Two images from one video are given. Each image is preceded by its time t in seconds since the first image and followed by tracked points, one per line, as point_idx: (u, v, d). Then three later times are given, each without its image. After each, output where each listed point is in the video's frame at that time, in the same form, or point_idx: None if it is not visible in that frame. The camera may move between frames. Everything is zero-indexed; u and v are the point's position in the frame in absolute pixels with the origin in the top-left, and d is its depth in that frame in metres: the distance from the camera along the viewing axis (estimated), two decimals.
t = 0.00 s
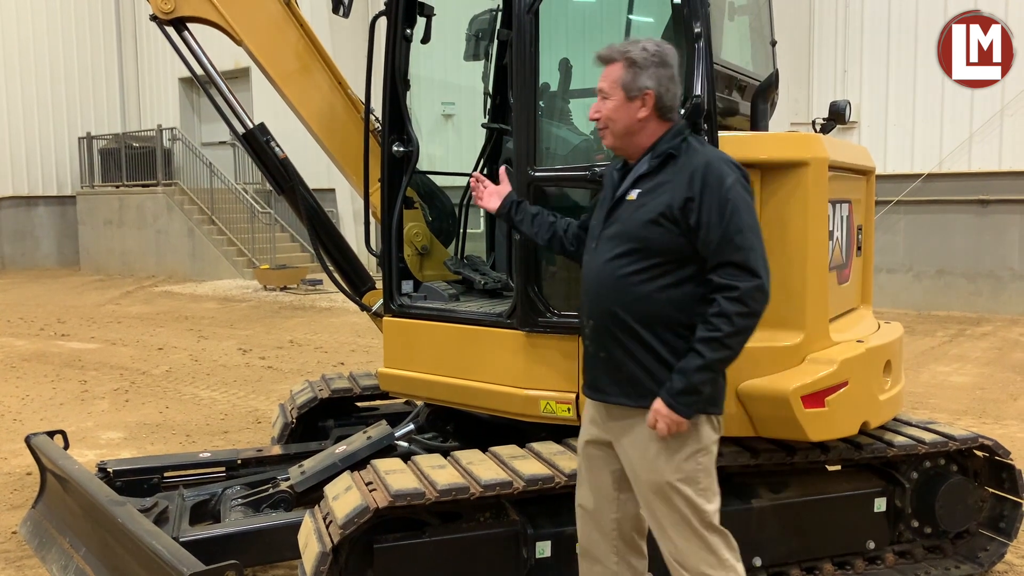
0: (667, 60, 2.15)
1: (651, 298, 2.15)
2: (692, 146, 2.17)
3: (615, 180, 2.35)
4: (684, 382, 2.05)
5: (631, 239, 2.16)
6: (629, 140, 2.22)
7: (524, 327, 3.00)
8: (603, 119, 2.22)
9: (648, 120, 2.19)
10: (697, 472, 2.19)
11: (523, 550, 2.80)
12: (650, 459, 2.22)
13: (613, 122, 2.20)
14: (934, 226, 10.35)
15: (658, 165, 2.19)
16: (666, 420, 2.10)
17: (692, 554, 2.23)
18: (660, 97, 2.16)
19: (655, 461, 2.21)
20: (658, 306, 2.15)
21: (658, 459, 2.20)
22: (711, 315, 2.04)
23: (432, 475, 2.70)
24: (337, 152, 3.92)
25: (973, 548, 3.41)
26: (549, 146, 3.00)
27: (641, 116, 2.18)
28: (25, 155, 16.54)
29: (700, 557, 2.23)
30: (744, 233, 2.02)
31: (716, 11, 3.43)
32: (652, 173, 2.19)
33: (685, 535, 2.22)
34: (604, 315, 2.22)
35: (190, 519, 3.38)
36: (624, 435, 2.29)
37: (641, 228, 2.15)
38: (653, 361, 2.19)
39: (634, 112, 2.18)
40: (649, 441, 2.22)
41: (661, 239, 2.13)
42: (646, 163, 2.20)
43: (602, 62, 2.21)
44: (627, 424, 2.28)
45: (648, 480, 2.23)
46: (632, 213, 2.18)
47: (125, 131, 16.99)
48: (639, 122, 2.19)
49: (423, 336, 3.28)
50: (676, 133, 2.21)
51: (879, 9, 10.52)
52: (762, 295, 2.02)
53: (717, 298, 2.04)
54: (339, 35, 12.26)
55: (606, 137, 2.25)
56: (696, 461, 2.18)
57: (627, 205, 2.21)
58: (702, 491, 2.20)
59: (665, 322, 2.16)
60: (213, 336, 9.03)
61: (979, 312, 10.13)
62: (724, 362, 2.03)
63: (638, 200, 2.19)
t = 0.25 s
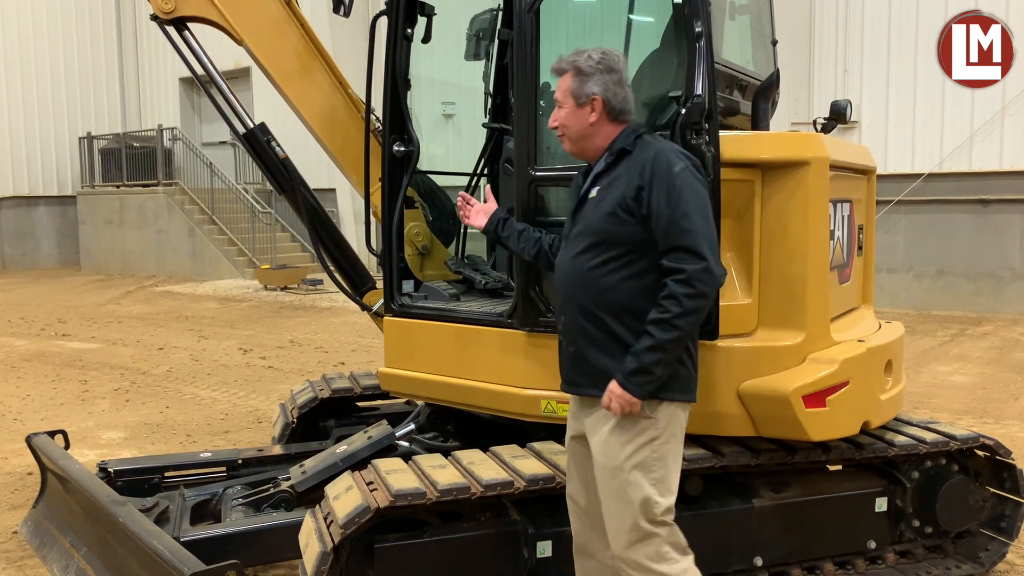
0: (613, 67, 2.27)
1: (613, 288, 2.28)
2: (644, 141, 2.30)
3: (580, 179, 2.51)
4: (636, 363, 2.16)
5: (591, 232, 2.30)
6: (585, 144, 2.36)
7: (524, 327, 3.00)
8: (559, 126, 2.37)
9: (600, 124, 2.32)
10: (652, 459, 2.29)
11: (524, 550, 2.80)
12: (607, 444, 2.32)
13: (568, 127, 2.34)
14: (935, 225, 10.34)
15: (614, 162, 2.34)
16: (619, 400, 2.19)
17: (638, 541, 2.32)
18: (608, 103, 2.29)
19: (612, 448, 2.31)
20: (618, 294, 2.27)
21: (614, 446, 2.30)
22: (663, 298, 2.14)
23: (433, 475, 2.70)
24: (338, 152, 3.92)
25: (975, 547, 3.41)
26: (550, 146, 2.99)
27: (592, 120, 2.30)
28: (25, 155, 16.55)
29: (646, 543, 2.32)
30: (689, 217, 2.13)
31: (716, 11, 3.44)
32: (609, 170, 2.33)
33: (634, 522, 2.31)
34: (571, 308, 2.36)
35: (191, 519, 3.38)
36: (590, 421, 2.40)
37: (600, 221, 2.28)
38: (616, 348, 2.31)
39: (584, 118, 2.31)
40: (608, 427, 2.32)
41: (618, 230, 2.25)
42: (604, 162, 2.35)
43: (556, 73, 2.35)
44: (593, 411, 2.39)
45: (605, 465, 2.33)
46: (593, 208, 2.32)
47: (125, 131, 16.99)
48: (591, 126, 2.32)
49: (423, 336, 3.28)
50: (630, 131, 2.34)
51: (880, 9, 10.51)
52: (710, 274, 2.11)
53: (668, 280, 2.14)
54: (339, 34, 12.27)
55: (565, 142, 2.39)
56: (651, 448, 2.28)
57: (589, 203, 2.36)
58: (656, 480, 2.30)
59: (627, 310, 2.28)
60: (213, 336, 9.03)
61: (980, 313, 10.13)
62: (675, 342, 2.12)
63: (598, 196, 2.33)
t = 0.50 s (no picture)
0: (577, 72, 2.29)
1: (581, 283, 2.32)
2: (613, 138, 2.33)
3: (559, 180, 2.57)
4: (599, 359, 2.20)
5: (560, 229, 2.36)
6: (558, 147, 2.42)
7: (525, 326, 2.99)
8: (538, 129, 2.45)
9: (570, 127, 2.37)
10: (625, 454, 2.34)
11: (525, 548, 2.80)
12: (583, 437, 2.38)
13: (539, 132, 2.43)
14: (937, 225, 10.33)
15: (584, 161, 2.39)
16: (584, 397, 2.24)
17: (606, 536, 2.38)
18: (571, 108, 2.32)
19: (584, 441, 2.37)
20: (584, 288, 2.32)
21: (586, 440, 2.37)
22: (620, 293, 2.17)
23: (433, 474, 2.70)
24: (339, 151, 3.92)
25: (976, 547, 3.41)
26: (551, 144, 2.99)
27: (559, 124, 2.36)
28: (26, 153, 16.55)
29: (615, 538, 2.37)
30: (641, 209, 2.16)
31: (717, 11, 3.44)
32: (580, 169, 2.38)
33: (603, 516, 2.37)
34: (546, 304, 2.41)
35: (192, 517, 3.39)
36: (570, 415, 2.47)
37: (567, 218, 2.34)
38: (587, 343, 2.35)
39: (553, 122, 2.38)
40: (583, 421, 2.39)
41: (584, 226, 2.30)
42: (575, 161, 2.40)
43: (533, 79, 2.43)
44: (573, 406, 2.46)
45: (579, 458, 2.40)
46: (564, 206, 2.38)
47: (127, 130, 17.00)
48: (560, 130, 2.38)
49: (423, 334, 3.28)
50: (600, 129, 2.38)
51: (881, 8, 10.50)
52: (660, 266, 2.12)
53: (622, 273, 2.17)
54: (341, 34, 12.28)
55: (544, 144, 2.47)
56: (624, 443, 2.33)
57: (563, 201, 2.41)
58: (629, 477, 2.35)
59: (597, 305, 2.32)
60: (214, 335, 9.03)
61: (982, 312, 10.11)
62: (633, 338, 2.15)
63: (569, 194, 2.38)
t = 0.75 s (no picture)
0: (575, 67, 2.28)
1: (561, 283, 2.32)
2: (602, 138, 2.32)
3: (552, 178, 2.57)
4: (572, 367, 2.19)
5: (544, 226, 2.37)
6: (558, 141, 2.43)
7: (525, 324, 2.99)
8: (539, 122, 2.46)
9: (568, 122, 2.37)
10: (601, 454, 2.34)
11: (525, 548, 2.80)
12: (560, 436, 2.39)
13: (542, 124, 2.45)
14: (939, 224, 10.32)
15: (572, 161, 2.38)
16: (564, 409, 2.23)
17: (583, 535, 2.38)
18: (568, 103, 2.32)
19: (562, 442, 2.38)
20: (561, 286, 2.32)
21: (563, 441, 2.38)
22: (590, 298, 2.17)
23: (434, 473, 2.70)
24: (339, 150, 3.92)
25: (977, 546, 3.41)
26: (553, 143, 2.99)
27: (556, 119, 2.37)
28: (28, 152, 16.55)
29: (591, 539, 2.38)
30: (612, 214, 2.16)
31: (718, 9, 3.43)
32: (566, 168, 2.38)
33: (579, 515, 2.37)
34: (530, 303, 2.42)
35: (192, 516, 3.38)
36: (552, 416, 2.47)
37: (550, 217, 2.35)
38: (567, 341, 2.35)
39: (551, 117, 2.38)
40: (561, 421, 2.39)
41: (565, 226, 2.30)
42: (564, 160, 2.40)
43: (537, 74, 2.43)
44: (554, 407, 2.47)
45: (558, 459, 2.41)
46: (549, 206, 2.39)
47: (128, 128, 17.00)
48: (558, 125, 2.39)
49: (422, 333, 3.28)
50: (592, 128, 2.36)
51: (882, 7, 10.49)
52: (624, 274, 2.11)
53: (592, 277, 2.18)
54: (342, 33, 12.27)
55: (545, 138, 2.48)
56: (600, 443, 2.33)
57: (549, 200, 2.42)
58: (604, 477, 2.35)
59: (576, 307, 2.32)
60: (215, 333, 9.03)
61: (983, 311, 10.11)
62: (601, 345, 2.14)
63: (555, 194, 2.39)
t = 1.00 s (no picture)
0: (585, 61, 2.27)
1: (552, 284, 2.32)
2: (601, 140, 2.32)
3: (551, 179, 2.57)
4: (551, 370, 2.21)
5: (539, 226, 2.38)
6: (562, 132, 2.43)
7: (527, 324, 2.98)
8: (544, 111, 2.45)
9: (573, 116, 2.37)
10: (594, 455, 2.34)
11: (527, 547, 2.79)
12: (557, 439, 2.40)
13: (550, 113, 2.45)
14: (941, 224, 10.32)
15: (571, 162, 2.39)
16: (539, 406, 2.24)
17: (580, 536, 2.39)
18: (576, 96, 2.31)
19: (558, 442, 2.39)
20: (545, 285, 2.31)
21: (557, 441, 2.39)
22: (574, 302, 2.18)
23: (435, 472, 2.70)
24: (341, 148, 3.92)
25: (978, 546, 3.40)
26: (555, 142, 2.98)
27: (562, 111, 2.37)
28: (30, 150, 16.55)
29: (589, 539, 2.38)
30: (602, 220, 2.16)
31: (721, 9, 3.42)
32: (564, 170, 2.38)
33: (575, 515, 2.39)
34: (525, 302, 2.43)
35: (194, 515, 3.39)
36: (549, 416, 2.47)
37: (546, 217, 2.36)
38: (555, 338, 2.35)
39: (557, 108, 2.38)
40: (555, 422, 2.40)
41: (559, 227, 2.30)
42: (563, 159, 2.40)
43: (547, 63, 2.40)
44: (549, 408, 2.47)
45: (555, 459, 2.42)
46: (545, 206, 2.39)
47: (129, 126, 17.02)
48: (563, 117, 2.38)
49: (425, 333, 3.28)
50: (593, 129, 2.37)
51: (884, 7, 10.48)
52: (608, 282, 2.12)
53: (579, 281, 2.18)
54: (344, 31, 12.29)
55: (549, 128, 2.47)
56: (593, 445, 2.33)
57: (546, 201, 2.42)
58: (598, 479, 2.34)
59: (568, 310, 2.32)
60: (216, 332, 9.04)
61: (986, 310, 10.10)
62: (581, 350, 2.15)
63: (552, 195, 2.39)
